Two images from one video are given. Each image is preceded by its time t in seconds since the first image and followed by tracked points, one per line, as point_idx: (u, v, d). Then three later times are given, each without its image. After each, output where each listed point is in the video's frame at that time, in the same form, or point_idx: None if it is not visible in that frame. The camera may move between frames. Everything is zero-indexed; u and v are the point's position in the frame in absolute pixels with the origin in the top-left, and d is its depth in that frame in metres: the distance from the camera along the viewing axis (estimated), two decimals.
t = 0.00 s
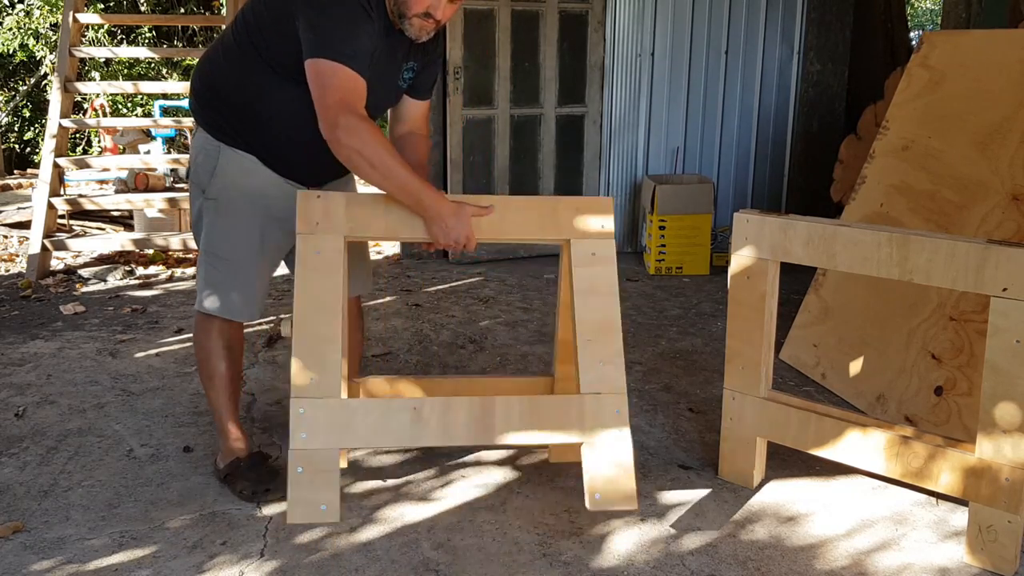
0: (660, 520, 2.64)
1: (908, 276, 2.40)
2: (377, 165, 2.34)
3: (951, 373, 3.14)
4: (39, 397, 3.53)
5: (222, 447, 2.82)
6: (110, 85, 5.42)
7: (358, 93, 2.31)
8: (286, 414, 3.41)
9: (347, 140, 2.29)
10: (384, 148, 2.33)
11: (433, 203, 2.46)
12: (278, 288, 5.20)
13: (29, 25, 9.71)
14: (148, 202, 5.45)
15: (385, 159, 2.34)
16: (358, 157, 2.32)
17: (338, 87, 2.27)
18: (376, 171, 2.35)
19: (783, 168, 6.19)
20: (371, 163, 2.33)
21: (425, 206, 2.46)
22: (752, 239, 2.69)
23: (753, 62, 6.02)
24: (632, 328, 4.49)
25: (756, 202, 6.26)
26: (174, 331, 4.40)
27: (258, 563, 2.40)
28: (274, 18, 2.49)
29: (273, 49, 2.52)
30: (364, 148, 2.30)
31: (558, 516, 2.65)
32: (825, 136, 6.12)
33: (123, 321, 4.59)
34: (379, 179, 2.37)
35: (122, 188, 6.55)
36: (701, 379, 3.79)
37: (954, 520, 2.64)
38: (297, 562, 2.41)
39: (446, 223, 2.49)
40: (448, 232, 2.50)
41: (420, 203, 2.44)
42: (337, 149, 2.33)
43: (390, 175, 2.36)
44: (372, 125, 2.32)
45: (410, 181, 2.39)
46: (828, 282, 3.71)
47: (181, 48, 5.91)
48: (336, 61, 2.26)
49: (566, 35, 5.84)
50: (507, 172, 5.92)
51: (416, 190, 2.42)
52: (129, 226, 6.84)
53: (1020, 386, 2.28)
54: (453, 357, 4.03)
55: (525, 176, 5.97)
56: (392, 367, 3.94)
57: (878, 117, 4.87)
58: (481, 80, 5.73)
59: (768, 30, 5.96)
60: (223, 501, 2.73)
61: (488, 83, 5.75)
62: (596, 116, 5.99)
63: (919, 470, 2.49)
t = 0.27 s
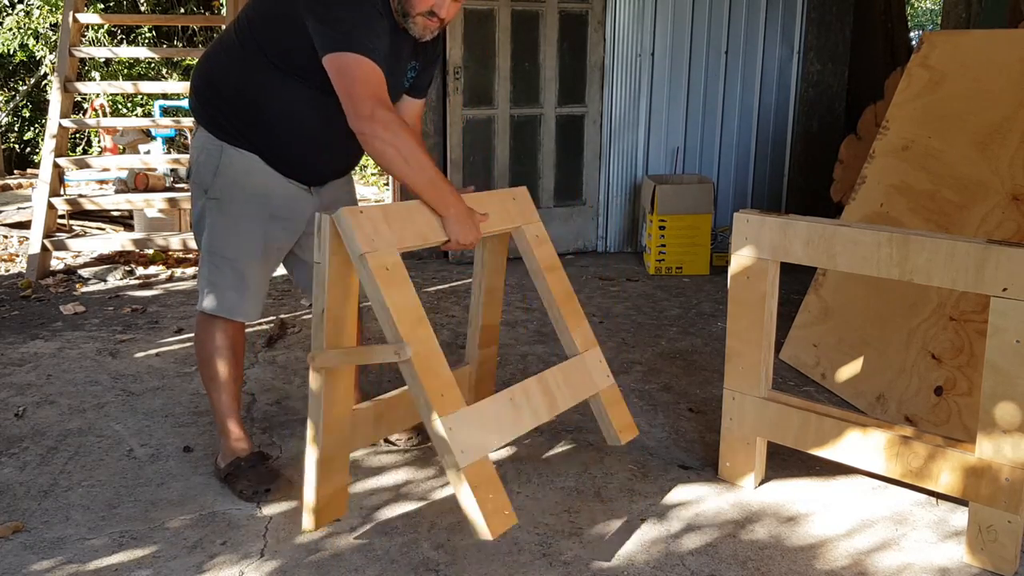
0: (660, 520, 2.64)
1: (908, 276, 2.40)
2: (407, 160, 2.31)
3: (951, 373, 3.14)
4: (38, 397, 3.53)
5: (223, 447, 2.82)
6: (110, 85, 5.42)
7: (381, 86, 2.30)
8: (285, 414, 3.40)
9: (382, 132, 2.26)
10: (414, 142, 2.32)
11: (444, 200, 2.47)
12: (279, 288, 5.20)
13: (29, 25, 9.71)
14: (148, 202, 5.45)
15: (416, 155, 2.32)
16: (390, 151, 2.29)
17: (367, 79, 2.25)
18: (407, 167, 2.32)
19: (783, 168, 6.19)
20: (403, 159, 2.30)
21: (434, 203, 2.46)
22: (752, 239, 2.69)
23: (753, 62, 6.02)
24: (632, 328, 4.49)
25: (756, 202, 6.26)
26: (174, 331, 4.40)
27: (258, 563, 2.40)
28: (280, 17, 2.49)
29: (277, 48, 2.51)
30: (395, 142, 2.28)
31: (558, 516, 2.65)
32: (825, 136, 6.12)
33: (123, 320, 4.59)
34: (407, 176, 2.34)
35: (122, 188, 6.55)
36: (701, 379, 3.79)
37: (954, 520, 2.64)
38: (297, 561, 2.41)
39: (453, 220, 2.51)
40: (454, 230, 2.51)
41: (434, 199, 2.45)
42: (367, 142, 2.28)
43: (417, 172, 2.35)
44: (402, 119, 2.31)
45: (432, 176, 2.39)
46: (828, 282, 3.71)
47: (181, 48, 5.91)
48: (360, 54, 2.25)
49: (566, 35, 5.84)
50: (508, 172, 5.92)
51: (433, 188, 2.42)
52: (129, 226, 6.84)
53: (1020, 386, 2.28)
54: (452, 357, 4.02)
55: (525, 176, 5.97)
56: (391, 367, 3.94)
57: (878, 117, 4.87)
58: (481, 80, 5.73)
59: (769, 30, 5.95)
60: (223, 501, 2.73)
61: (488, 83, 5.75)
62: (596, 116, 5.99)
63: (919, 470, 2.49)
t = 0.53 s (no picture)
0: (660, 520, 2.64)
1: (908, 276, 2.41)
2: (445, 164, 2.27)
3: (951, 373, 3.14)
4: (38, 397, 3.53)
5: (223, 447, 2.83)
6: (110, 85, 5.42)
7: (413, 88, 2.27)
8: (286, 414, 3.40)
9: (422, 135, 2.23)
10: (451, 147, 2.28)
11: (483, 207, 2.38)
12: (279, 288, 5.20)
13: (29, 25, 9.71)
14: (148, 202, 5.45)
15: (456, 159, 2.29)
16: (429, 154, 2.25)
17: (401, 82, 2.23)
18: (446, 171, 2.28)
19: (783, 168, 6.19)
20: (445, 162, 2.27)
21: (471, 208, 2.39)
22: (752, 238, 2.69)
23: (753, 62, 6.01)
24: (632, 328, 4.49)
25: (756, 202, 6.26)
26: (174, 331, 4.40)
27: (258, 563, 2.40)
28: (290, 19, 2.48)
29: (285, 51, 2.51)
30: (432, 145, 2.24)
31: (558, 516, 2.65)
32: (825, 137, 6.13)
33: (123, 321, 4.59)
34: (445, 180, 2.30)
35: (122, 188, 6.56)
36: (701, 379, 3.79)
37: (954, 520, 2.64)
38: (297, 561, 2.42)
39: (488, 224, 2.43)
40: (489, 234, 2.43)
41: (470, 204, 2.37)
42: (407, 145, 2.24)
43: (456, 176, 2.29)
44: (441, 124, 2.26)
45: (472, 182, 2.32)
46: (828, 282, 3.71)
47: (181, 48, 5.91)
48: (391, 58, 2.24)
49: (566, 35, 5.84)
50: (508, 173, 5.92)
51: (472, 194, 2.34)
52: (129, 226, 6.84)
53: (1020, 385, 2.28)
54: (452, 357, 4.02)
55: (525, 176, 5.97)
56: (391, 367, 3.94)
57: (878, 117, 4.87)
58: (481, 80, 5.73)
59: (769, 30, 5.95)
60: (223, 501, 2.73)
61: (489, 83, 5.75)
62: (596, 116, 5.99)
63: (919, 469, 2.50)
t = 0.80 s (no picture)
0: (660, 520, 2.64)
1: (908, 276, 2.41)
2: (473, 170, 2.19)
3: (951, 373, 3.14)
4: (38, 397, 3.53)
5: (223, 447, 2.84)
6: (110, 85, 5.42)
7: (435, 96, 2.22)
8: (286, 414, 3.40)
9: (449, 141, 2.16)
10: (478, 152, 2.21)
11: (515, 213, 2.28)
12: (279, 288, 5.20)
13: (29, 25, 9.71)
14: (148, 202, 5.45)
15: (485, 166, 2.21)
16: (458, 160, 2.18)
17: (423, 90, 2.19)
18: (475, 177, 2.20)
19: (783, 168, 6.19)
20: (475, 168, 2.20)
21: (502, 216, 2.29)
22: (752, 239, 2.69)
23: (753, 62, 6.02)
24: (632, 328, 4.49)
25: (756, 202, 6.26)
26: (174, 331, 4.40)
27: (258, 563, 2.40)
28: (295, 19, 2.46)
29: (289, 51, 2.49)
30: (461, 151, 2.17)
31: (558, 516, 2.65)
32: (825, 137, 6.13)
33: (123, 321, 4.59)
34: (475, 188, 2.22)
35: (122, 188, 6.56)
36: (701, 379, 3.79)
37: (954, 520, 2.64)
38: (297, 561, 2.42)
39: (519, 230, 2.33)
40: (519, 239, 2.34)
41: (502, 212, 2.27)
42: (436, 152, 2.18)
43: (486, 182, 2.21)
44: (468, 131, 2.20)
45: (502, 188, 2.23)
46: (828, 282, 3.71)
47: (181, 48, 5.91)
48: (411, 67, 2.20)
49: (566, 35, 5.84)
50: (508, 173, 5.92)
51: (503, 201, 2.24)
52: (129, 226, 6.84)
53: (1020, 385, 2.28)
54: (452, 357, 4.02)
55: (525, 177, 5.97)
56: (391, 366, 3.94)
57: (878, 117, 4.87)
58: (481, 81, 5.73)
59: (768, 30, 5.96)
60: (223, 501, 2.73)
61: (489, 83, 5.75)
62: (596, 116, 5.99)
63: (919, 470, 2.50)
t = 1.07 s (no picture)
0: (660, 520, 2.64)
1: (908, 276, 2.41)
2: (477, 171, 2.14)
3: (951, 373, 3.14)
4: (38, 397, 3.53)
5: (224, 446, 2.84)
6: (110, 85, 5.42)
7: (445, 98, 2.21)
8: (286, 414, 3.41)
9: (454, 140, 2.12)
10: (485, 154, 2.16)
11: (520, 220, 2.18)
12: (279, 288, 5.20)
13: (29, 25, 9.71)
14: (148, 202, 5.45)
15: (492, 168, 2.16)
16: (463, 159, 2.13)
17: (432, 90, 2.17)
18: (480, 179, 2.15)
19: (783, 168, 6.19)
20: (480, 169, 2.14)
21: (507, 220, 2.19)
22: (752, 239, 2.69)
23: (754, 62, 6.01)
24: (632, 328, 4.49)
25: (756, 202, 6.26)
26: (174, 331, 4.40)
27: (258, 563, 2.40)
28: (299, 18, 2.46)
29: (292, 50, 2.48)
30: (467, 150, 2.13)
31: (558, 516, 2.65)
32: (824, 137, 6.13)
33: (123, 321, 4.59)
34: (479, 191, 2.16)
35: (122, 188, 6.56)
36: (701, 379, 3.79)
37: (954, 520, 2.64)
38: (297, 561, 2.42)
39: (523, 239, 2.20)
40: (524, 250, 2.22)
41: (506, 217, 2.18)
42: (442, 153, 2.14)
43: (491, 184, 2.15)
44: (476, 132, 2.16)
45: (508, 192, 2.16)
46: (828, 282, 3.71)
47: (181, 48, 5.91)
48: (420, 67, 2.19)
49: (566, 35, 5.84)
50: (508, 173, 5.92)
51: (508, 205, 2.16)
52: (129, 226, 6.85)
53: (1020, 385, 2.28)
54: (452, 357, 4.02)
55: (525, 177, 5.97)
56: (391, 366, 3.94)
57: (878, 116, 4.87)
58: (481, 81, 5.73)
59: (768, 30, 5.96)
60: (223, 501, 2.73)
61: (488, 83, 5.75)
62: (596, 116, 5.99)
63: (918, 470, 2.50)
